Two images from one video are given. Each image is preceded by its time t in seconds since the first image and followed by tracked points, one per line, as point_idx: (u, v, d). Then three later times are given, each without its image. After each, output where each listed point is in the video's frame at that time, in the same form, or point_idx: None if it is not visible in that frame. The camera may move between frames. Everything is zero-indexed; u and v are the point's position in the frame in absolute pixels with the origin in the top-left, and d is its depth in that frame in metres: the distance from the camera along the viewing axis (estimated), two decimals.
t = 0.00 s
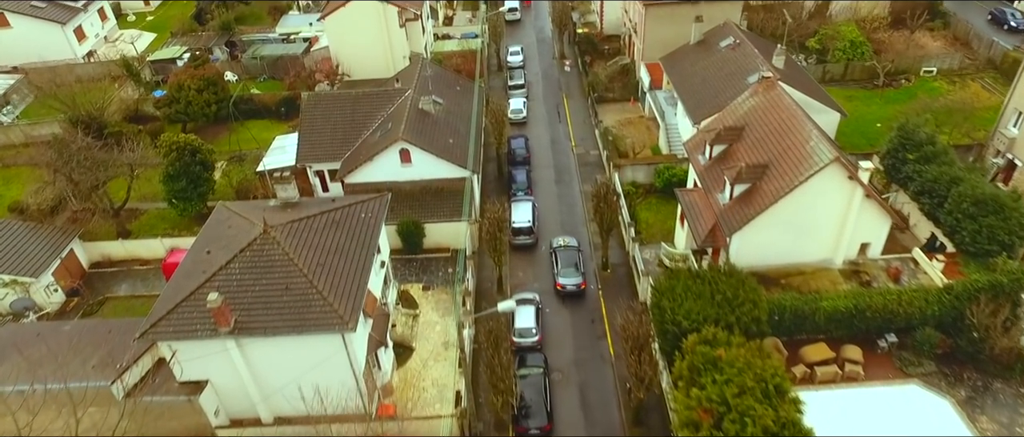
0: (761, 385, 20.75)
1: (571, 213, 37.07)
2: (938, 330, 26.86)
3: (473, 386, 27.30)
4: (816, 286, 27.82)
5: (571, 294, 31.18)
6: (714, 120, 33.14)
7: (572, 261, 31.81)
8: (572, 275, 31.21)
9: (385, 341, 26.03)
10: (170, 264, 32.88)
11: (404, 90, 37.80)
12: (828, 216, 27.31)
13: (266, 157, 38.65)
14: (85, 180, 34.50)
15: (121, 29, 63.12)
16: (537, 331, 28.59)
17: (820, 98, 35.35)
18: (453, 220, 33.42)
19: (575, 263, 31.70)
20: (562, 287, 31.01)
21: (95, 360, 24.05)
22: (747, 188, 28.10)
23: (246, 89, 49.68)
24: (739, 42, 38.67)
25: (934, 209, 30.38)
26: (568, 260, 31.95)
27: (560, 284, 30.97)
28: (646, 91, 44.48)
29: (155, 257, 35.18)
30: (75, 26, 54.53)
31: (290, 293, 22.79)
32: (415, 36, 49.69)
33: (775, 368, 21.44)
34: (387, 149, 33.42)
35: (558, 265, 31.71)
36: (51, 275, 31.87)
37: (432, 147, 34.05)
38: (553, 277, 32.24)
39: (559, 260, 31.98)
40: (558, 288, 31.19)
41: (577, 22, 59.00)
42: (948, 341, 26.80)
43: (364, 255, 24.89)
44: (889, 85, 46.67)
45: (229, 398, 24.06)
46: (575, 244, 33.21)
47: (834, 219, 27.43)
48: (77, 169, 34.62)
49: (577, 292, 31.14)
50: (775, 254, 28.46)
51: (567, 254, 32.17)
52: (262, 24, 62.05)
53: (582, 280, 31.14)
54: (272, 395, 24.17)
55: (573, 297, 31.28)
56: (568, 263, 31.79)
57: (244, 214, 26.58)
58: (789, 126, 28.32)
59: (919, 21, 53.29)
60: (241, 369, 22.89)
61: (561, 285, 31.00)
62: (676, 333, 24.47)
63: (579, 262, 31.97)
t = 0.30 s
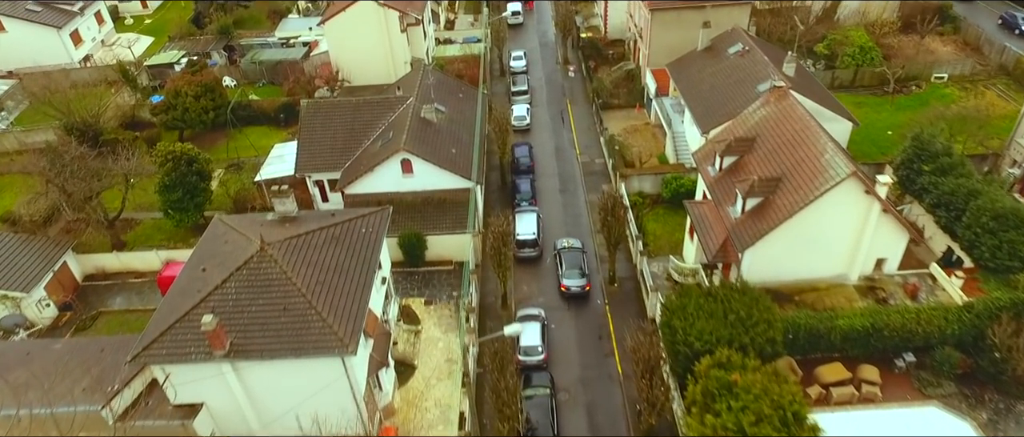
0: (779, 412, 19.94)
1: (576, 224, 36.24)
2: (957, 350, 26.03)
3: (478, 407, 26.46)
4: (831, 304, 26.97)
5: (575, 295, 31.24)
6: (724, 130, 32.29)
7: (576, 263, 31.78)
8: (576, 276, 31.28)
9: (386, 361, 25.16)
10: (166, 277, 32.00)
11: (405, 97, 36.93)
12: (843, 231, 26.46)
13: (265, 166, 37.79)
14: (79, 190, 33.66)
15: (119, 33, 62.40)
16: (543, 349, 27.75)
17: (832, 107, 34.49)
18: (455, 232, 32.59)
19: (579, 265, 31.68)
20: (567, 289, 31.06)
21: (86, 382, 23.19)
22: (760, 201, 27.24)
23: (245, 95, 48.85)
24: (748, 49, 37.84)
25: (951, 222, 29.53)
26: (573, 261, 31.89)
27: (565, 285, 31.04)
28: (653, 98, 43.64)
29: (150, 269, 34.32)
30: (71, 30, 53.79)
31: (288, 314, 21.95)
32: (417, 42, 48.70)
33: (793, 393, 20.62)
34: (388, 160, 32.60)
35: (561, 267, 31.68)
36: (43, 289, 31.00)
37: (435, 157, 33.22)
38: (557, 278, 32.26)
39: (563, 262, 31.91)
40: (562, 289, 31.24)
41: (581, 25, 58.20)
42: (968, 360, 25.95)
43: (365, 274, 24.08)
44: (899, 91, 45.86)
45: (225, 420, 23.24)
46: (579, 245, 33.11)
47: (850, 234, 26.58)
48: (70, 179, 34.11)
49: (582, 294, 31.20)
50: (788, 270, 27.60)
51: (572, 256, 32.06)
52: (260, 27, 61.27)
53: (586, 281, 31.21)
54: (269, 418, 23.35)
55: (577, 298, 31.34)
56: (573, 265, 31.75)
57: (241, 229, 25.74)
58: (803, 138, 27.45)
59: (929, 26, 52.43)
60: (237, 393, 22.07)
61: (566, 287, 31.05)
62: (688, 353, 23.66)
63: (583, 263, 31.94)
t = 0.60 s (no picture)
0: None
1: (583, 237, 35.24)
2: (983, 375, 25.01)
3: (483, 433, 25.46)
4: (850, 326, 25.94)
5: (581, 298, 30.94)
6: (736, 143, 31.28)
7: (581, 265, 31.42)
8: (582, 278, 30.89)
9: (388, 387, 24.15)
10: (160, 294, 30.89)
11: (408, 106, 35.91)
12: (864, 251, 25.43)
13: (263, 177, 36.75)
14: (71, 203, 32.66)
15: (117, 36, 61.55)
16: (551, 371, 26.76)
17: (848, 118, 33.43)
18: (459, 246, 31.64)
19: (584, 267, 31.30)
20: (573, 291, 30.74)
21: (75, 410, 22.21)
22: (777, 219, 26.23)
23: (244, 102, 47.90)
24: (760, 57, 36.83)
25: (974, 239, 28.50)
26: (578, 262, 31.56)
27: (570, 288, 30.67)
28: (661, 106, 42.63)
29: (145, 285, 33.29)
30: (68, 34, 52.94)
31: (285, 340, 20.98)
32: (419, 48, 47.65)
33: (816, 426, 19.66)
34: (390, 172, 31.60)
35: (567, 268, 31.33)
36: (33, 306, 29.98)
37: (438, 170, 32.20)
38: (562, 281, 31.89)
39: (568, 264, 31.57)
40: (568, 291, 30.92)
41: (586, 30, 57.29)
42: (994, 386, 24.92)
43: (366, 297, 23.10)
44: (913, 99, 44.93)
45: None
46: (585, 247, 32.80)
47: (871, 254, 25.55)
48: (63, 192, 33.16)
49: (588, 296, 30.89)
50: (806, 290, 26.57)
51: (578, 257, 31.72)
52: (260, 31, 60.27)
53: (592, 283, 30.85)
54: None
55: (583, 301, 31.04)
56: (579, 267, 31.37)
57: (237, 248, 24.79)
58: (821, 153, 26.44)
59: (942, 31, 51.41)
60: (232, 423, 21.10)
61: (571, 289, 30.71)
62: (704, 381, 22.69)
63: (589, 266, 31.55)
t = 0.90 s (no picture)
0: None
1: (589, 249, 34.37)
2: (1008, 398, 24.09)
3: None
4: (869, 347, 25.03)
5: (586, 300, 30.83)
6: (749, 155, 30.36)
7: (587, 266, 31.32)
8: (587, 280, 30.80)
9: (390, 412, 23.23)
10: (156, 310, 29.93)
11: (410, 115, 34.95)
12: (884, 269, 24.50)
13: (261, 187, 35.75)
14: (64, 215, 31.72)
15: (113, 40, 60.66)
16: (558, 393, 25.86)
17: (862, 128, 32.51)
18: (463, 260, 30.73)
19: (590, 268, 31.19)
20: (578, 293, 30.65)
21: None
22: (793, 235, 25.32)
23: (242, 108, 46.98)
24: (771, 64, 35.88)
25: (995, 255, 27.61)
26: (584, 264, 31.46)
27: (576, 289, 30.60)
28: (668, 113, 41.73)
29: (139, 299, 32.34)
30: (63, 38, 52.01)
31: (284, 366, 20.07)
32: (421, 53, 46.63)
33: None
34: (392, 184, 30.67)
35: (572, 270, 31.24)
36: (24, 322, 29.01)
37: (441, 181, 31.27)
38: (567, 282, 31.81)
39: (573, 265, 31.45)
40: (573, 293, 30.84)
41: (590, 34, 56.43)
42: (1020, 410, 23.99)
43: (367, 319, 22.19)
44: (925, 106, 44.08)
45: None
46: (590, 249, 32.74)
47: (891, 272, 24.63)
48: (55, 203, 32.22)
49: (593, 298, 30.79)
50: (823, 309, 25.64)
51: (583, 258, 31.63)
52: (259, 35, 59.34)
53: (597, 286, 30.76)
54: None
55: (588, 302, 30.97)
56: (584, 268, 31.26)
57: (233, 266, 23.89)
58: (839, 167, 25.54)
59: (954, 36, 50.49)
60: None
61: (577, 291, 30.63)
62: (720, 406, 21.80)
63: (594, 267, 31.46)
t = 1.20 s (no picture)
0: None
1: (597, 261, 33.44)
2: None
3: None
4: (891, 369, 24.06)
5: (591, 301, 30.64)
6: (762, 166, 29.37)
7: (593, 267, 31.16)
8: (593, 281, 30.59)
9: None
10: (149, 327, 28.89)
11: (412, 124, 33.97)
12: (907, 289, 23.54)
13: (259, 198, 34.78)
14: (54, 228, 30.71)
15: (109, 43, 59.68)
16: (567, 416, 24.91)
17: (878, 138, 31.53)
18: (467, 274, 29.80)
19: (596, 269, 31.03)
20: (583, 294, 30.45)
21: None
22: (811, 253, 24.38)
23: (240, 115, 46.01)
24: (783, 71, 34.93)
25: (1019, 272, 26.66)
26: (589, 265, 31.28)
27: (582, 291, 30.38)
28: (676, 121, 40.78)
29: (133, 314, 31.33)
30: (58, 42, 51.01)
31: (281, 395, 19.13)
32: (422, 58, 45.50)
33: None
34: (393, 196, 29.71)
35: (578, 271, 31.05)
36: (13, 340, 27.98)
37: (444, 194, 30.31)
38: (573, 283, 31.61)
39: (579, 266, 31.29)
40: (578, 294, 30.63)
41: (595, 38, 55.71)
42: None
43: (368, 342, 21.21)
44: (938, 113, 43.13)
45: None
46: (595, 250, 32.58)
47: (914, 292, 23.67)
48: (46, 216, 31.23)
49: (598, 299, 30.61)
50: (842, 329, 24.69)
51: (588, 259, 31.49)
52: (258, 39, 58.39)
53: (603, 287, 30.56)
54: None
55: (594, 303, 30.76)
56: (589, 269, 31.11)
57: (229, 285, 22.94)
58: (859, 182, 24.59)
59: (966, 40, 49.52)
60: None
61: (582, 292, 30.43)
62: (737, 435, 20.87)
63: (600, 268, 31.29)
